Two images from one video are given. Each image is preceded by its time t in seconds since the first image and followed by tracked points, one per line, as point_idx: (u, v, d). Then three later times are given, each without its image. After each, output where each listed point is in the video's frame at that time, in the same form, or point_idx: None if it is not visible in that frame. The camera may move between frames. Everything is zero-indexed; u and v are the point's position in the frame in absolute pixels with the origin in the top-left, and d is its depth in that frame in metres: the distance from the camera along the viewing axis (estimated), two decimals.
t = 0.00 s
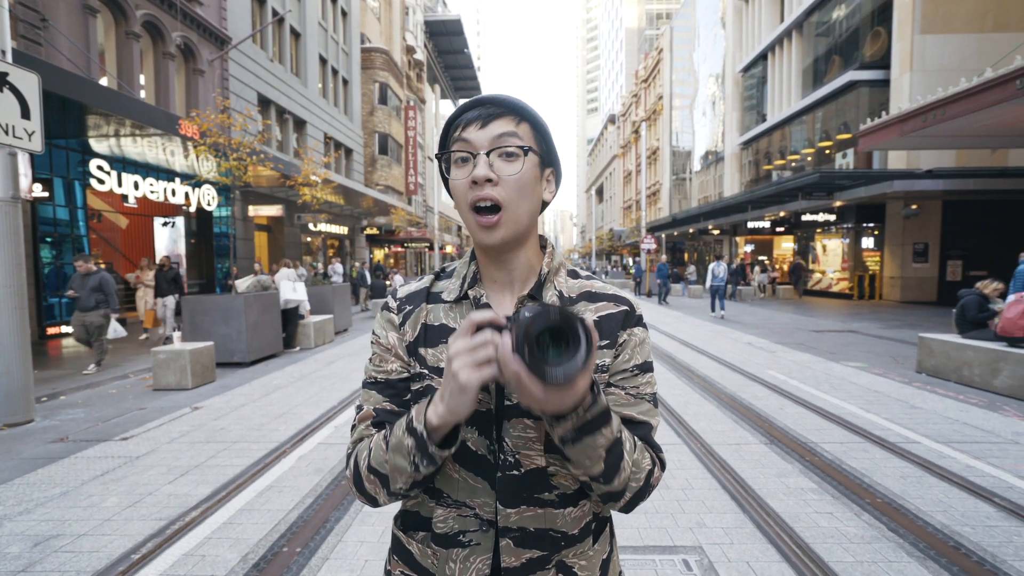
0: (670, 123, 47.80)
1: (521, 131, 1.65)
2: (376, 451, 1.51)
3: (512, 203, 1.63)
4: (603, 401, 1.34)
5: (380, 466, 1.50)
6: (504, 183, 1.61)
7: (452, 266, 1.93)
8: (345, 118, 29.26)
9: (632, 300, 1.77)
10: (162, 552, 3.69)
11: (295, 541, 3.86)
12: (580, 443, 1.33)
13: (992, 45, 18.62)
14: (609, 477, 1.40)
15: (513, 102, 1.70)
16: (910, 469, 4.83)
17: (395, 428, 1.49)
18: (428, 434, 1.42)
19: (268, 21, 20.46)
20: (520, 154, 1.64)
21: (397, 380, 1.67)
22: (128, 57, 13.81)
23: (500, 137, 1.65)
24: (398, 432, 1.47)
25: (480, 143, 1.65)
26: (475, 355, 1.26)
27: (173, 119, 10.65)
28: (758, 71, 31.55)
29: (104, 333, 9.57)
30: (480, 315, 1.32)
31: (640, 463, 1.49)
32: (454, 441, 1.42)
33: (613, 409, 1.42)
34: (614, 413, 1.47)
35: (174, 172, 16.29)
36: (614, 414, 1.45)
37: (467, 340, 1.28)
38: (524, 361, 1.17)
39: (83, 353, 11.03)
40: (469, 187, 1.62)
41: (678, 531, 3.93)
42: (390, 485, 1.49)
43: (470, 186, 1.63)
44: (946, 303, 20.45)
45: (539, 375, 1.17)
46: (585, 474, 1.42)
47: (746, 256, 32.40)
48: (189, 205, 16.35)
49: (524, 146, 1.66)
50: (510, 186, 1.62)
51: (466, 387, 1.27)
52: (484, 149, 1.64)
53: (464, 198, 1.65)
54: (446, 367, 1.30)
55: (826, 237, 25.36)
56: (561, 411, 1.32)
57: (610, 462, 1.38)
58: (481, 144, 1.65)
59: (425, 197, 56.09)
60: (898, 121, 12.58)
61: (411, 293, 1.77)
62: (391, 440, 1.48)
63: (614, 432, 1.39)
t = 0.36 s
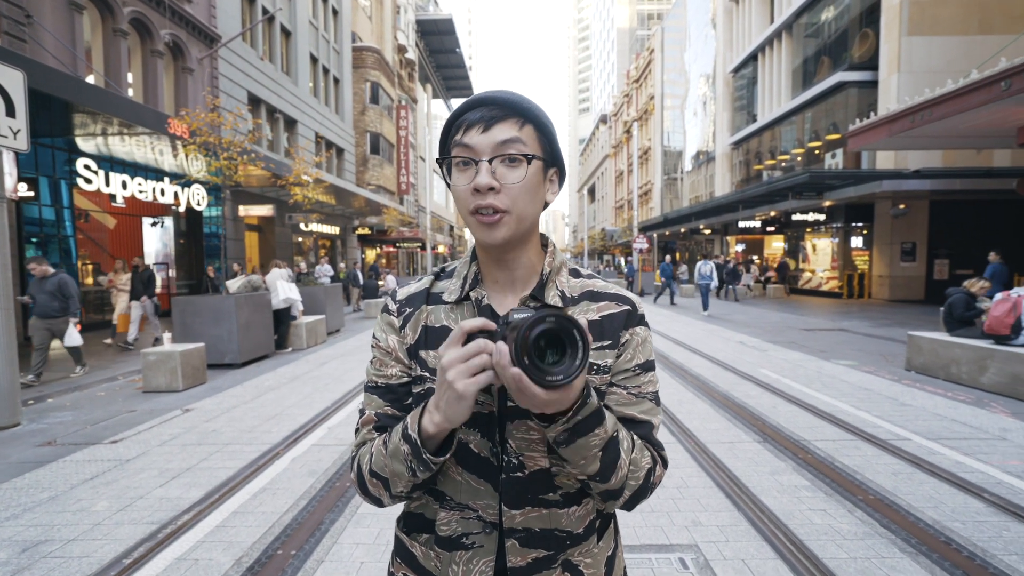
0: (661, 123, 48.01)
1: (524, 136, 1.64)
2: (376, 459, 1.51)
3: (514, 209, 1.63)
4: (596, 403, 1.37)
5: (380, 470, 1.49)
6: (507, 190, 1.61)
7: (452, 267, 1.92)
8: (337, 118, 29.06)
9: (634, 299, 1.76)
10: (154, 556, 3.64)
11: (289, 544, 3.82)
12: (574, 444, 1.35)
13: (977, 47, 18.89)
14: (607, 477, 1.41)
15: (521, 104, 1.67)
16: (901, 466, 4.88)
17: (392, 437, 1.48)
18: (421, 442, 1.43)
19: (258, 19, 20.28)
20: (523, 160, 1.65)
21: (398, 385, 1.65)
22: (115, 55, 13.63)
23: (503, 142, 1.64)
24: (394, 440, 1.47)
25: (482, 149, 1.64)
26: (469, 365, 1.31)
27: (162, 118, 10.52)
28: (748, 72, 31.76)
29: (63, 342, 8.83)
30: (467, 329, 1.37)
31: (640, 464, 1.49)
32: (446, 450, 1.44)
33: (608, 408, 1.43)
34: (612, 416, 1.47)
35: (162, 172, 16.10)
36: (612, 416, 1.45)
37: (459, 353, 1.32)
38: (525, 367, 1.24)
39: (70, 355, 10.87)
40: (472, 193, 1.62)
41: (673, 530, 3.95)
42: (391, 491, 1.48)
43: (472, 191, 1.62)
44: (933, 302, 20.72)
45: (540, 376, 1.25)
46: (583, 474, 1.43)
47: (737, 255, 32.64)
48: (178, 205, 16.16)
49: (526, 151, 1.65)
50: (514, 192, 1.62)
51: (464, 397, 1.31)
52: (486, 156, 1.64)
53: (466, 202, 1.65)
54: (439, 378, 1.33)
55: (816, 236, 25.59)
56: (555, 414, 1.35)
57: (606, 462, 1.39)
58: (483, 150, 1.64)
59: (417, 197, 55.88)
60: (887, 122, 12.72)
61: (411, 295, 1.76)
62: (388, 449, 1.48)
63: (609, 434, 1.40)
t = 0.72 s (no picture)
0: (651, 123, 48.27)
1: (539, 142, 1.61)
2: (367, 478, 1.50)
3: (528, 214, 1.63)
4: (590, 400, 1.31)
5: (373, 490, 1.49)
6: (523, 198, 1.60)
7: (450, 265, 1.90)
8: (326, 117, 28.88)
9: (633, 298, 1.74)
10: (145, 561, 3.59)
11: (282, 546, 3.78)
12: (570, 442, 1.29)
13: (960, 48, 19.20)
14: (602, 474, 1.38)
15: (535, 108, 1.62)
16: (891, 461, 4.94)
17: (381, 462, 1.47)
18: (406, 481, 1.42)
19: (246, 17, 20.09)
20: (537, 166, 1.62)
21: (397, 387, 1.62)
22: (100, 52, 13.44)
23: (517, 150, 1.60)
24: (383, 469, 1.46)
25: (498, 155, 1.60)
26: (466, 432, 1.19)
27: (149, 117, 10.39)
28: (737, 72, 32.01)
29: (12, 346, 8.02)
30: (448, 394, 1.14)
31: (635, 460, 1.46)
32: (432, 490, 1.44)
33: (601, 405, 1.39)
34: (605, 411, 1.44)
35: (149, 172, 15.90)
36: (604, 411, 1.41)
37: (456, 428, 1.17)
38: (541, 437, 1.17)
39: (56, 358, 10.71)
40: (487, 200, 1.60)
41: (668, 527, 3.97)
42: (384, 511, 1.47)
43: (487, 200, 1.60)
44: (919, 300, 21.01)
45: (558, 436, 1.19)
46: (579, 473, 1.39)
47: (727, 254, 32.89)
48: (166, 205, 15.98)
49: (538, 158, 1.62)
50: (528, 200, 1.61)
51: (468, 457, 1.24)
52: (502, 163, 1.60)
53: (479, 209, 1.62)
54: (438, 455, 1.20)
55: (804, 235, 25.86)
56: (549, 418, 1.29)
57: (601, 457, 1.35)
58: (499, 156, 1.60)
59: (408, 197, 55.72)
60: (873, 122, 12.88)
61: (410, 295, 1.74)
62: (379, 475, 1.47)
63: (602, 430, 1.36)
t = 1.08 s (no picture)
0: (644, 121, 48.38)
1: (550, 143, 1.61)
2: (373, 468, 1.49)
3: (535, 213, 1.63)
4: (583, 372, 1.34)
5: (380, 478, 1.47)
6: (532, 197, 1.60)
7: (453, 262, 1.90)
8: (319, 116, 28.72)
9: (635, 295, 1.73)
10: (139, 562, 3.56)
11: (278, 546, 3.76)
12: (564, 415, 1.34)
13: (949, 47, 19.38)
14: (597, 456, 1.38)
15: (547, 107, 1.62)
16: (884, 456, 4.99)
17: (389, 446, 1.46)
18: (419, 453, 1.41)
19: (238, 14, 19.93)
20: (547, 166, 1.62)
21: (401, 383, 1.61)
22: (89, 50, 13.29)
23: (528, 150, 1.59)
24: (390, 454, 1.45)
25: (509, 153, 1.59)
26: (477, 379, 1.21)
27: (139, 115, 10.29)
28: (730, 70, 32.15)
29: None
30: (449, 352, 1.17)
31: (632, 452, 1.45)
32: (447, 458, 1.41)
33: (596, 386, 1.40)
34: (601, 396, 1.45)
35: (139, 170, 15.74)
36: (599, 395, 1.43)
37: (469, 381, 1.19)
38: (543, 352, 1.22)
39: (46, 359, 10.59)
40: (495, 199, 1.59)
41: (664, 524, 3.98)
42: (392, 500, 1.46)
43: (496, 198, 1.59)
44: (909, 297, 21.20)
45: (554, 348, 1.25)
46: (574, 457, 1.40)
47: (719, 252, 33.06)
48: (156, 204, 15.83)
49: (549, 159, 1.62)
50: (537, 199, 1.61)
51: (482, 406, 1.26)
52: (513, 162, 1.59)
53: (486, 206, 1.61)
54: (457, 411, 1.21)
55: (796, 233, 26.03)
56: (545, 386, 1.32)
57: (596, 438, 1.37)
58: (510, 154, 1.60)
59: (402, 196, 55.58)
60: (865, 120, 12.97)
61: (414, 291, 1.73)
62: (386, 460, 1.46)
63: (597, 409, 1.38)
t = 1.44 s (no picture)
0: (635, 120, 48.52)
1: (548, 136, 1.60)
2: (373, 468, 1.47)
3: (534, 207, 1.63)
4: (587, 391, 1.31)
5: (379, 482, 1.46)
6: (530, 190, 1.59)
7: (450, 259, 1.90)
8: (308, 113, 28.50)
9: (634, 294, 1.73)
10: (127, 566, 3.51)
11: (270, 547, 3.72)
12: (566, 433, 1.30)
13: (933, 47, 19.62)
14: (599, 467, 1.37)
15: (544, 101, 1.62)
16: (871, 450, 5.05)
17: (390, 449, 1.45)
18: (419, 466, 1.41)
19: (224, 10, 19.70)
20: (545, 159, 1.62)
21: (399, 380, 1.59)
22: (72, 46, 13.08)
23: (526, 143, 1.59)
24: (391, 457, 1.43)
25: (506, 147, 1.59)
26: (478, 407, 1.20)
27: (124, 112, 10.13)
28: (719, 69, 32.35)
29: None
30: (450, 385, 1.14)
31: (631, 455, 1.45)
32: (446, 471, 1.43)
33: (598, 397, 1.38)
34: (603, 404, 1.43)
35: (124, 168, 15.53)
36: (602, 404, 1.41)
37: (471, 411, 1.17)
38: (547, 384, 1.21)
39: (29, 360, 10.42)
40: (493, 192, 1.59)
41: (657, 520, 4.00)
42: (392, 501, 1.45)
43: (494, 191, 1.59)
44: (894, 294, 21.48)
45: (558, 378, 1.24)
46: (575, 467, 1.38)
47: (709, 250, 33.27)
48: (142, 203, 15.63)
49: (546, 152, 1.62)
50: (535, 192, 1.60)
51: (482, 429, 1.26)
52: (510, 156, 1.59)
53: (485, 201, 1.61)
54: (457, 437, 1.21)
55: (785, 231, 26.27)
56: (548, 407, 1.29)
57: (597, 451, 1.35)
58: (507, 148, 1.59)
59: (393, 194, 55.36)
60: (852, 119, 13.11)
61: (411, 288, 1.71)
62: (387, 463, 1.44)
63: (599, 421, 1.35)
